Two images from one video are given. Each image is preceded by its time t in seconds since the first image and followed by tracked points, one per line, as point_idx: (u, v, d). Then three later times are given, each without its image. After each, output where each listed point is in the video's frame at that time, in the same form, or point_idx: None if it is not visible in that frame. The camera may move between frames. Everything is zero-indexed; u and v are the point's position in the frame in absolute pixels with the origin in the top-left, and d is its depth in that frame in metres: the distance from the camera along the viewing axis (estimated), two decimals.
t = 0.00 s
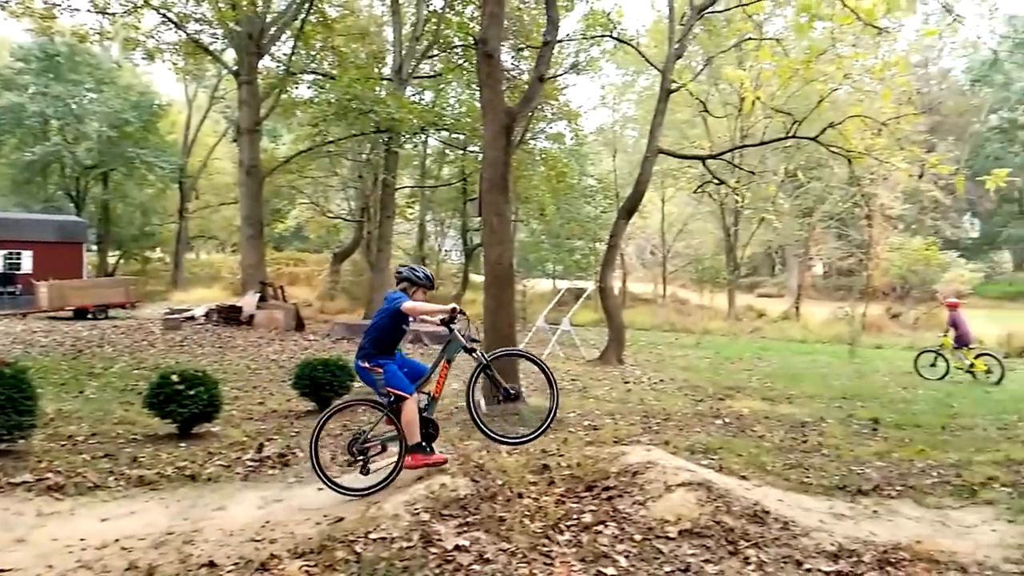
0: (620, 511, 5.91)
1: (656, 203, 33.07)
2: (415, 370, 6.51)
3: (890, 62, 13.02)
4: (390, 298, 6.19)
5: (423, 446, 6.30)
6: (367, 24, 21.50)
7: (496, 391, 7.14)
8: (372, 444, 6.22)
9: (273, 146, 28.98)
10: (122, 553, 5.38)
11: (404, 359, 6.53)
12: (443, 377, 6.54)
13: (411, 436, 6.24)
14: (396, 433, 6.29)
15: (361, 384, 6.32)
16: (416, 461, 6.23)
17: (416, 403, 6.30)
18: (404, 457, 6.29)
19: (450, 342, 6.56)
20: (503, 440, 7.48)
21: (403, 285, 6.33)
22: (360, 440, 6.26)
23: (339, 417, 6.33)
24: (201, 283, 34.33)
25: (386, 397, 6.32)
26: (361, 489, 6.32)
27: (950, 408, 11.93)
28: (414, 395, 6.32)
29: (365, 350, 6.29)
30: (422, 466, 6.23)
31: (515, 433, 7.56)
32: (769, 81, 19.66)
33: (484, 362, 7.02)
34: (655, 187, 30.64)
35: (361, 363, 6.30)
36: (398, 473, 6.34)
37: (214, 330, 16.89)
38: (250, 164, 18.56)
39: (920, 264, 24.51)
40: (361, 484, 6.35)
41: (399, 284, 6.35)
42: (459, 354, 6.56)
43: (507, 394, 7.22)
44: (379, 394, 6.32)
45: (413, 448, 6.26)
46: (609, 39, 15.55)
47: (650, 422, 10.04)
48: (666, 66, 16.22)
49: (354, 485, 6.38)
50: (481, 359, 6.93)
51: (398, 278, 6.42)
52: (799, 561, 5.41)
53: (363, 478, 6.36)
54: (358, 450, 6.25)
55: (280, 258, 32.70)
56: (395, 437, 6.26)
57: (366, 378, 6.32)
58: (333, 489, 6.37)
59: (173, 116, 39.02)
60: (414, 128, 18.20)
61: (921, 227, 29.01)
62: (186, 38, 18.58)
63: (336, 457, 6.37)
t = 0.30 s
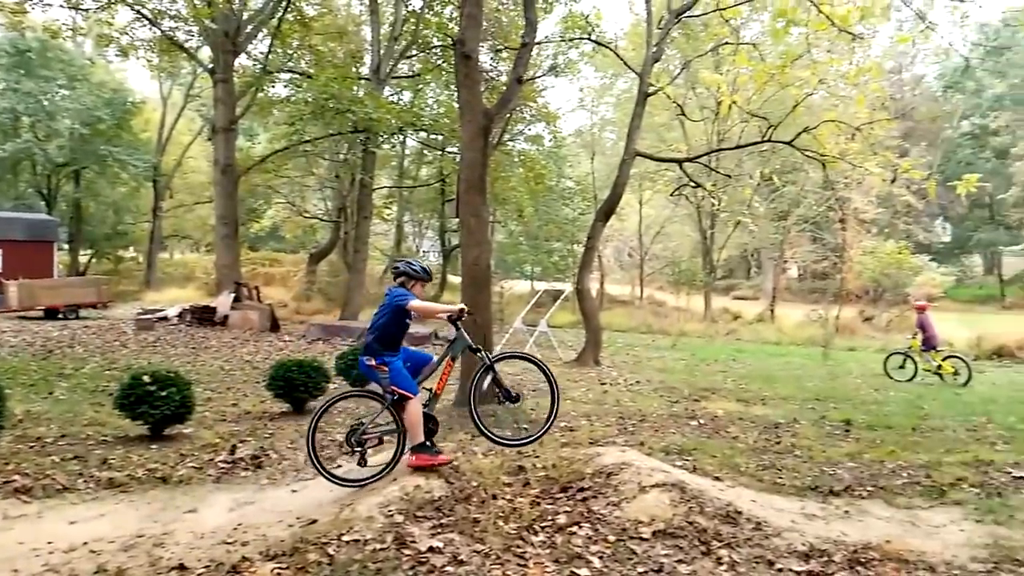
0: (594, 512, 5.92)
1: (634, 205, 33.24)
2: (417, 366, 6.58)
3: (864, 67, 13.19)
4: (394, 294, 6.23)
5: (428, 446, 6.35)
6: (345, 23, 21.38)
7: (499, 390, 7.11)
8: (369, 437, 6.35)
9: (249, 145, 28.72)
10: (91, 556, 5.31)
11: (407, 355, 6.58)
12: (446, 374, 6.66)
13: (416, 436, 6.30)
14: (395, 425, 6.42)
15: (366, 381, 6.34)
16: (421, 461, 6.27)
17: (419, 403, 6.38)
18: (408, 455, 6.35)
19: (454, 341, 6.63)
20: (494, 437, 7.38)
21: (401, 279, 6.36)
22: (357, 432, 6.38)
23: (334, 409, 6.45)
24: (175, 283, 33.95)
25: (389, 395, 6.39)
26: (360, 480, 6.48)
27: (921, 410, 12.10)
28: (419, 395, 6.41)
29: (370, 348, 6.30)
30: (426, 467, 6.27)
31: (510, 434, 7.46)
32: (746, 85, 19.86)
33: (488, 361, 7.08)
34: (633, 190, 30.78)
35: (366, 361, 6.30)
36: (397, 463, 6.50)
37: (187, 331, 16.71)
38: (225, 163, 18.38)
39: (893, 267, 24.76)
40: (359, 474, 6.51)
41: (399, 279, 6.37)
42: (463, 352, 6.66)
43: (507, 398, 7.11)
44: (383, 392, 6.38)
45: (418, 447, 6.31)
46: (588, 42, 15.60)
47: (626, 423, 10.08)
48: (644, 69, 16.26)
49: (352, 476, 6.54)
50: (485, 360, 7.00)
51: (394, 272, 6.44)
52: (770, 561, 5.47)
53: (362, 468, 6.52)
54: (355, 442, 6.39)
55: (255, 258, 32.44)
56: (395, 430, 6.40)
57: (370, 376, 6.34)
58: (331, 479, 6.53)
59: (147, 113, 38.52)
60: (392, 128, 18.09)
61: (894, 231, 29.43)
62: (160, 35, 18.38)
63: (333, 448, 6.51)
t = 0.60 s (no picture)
0: (568, 513, 5.94)
1: (611, 207, 33.40)
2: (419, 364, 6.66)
3: (837, 72, 13.40)
4: (397, 292, 6.29)
5: (428, 442, 6.45)
6: (322, 23, 21.25)
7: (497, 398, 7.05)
8: (363, 430, 6.45)
9: (223, 144, 28.43)
10: (58, 561, 5.22)
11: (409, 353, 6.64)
12: (446, 374, 6.74)
13: (418, 430, 6.38)
14: (390, 421, 6.51)
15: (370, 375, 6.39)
16: (420, 458, 6.38)
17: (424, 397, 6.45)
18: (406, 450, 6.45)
19: (456, 344, 6.73)
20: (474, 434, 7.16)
21: (402, 276, 6.41)
22: (351, 424, 6.47)
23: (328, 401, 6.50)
24: (146, 284, 33.49)
25: (393, 389, 6.45)
26: (351, 473, 6.56)
27: (891, 410, 12.29)
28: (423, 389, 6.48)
29: (374, 343, 6.35)
30: (424, 463, 6.39)
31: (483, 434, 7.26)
32: (721, 88, 20.06)
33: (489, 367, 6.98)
34: (609, 192, 30.94)
35: (370, 355, 6.35)
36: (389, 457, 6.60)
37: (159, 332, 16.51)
38: (198, 162, 18.21)
39: (864, 270, 25.10)
40: (350, 467, 6.59)
41: (401, 277, 6.43)
42: (465, 354, 6.74)
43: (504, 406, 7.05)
44: (386, 386, 6.43)
45: (418, 443, 6.40)
46: (565, 45, 15.66)
47: (601, 424, 10.12)
48: (620, 72, 16.36)
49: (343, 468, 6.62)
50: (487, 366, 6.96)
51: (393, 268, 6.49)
52: (742, 561, 5.51)
53: (353, 460, 6.60)
54: (349, 433, 6.48)
55: (229, 258, 32.12)
56: (390, 426, 6.48)
57: (374, 370, 6.40)
58: (321, 469, 6.62)
59: (118, 112, 38.00)
60: (368, 128, 18.01)
61: (866, 234, 29.87)
62: (132, 33, 18.18)
63: (326, 439, 6.58)
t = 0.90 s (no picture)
0: (544, 514, 5.95)
1: (590, 209, 33.50)
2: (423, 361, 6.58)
3: (813, 77, 13.56)
4: (407, 287, 6.24)
5: (427, 433, 6.42)
6: (301, 21, 21.08)
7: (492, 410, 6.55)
8: (356, 421, 6.45)
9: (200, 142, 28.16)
10: (26, 564, 5.13)
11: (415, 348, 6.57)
12: (448, 378, 6.80)
13: (418, 420, 6.36)
14: (383, 417, 6.50)
15: (374, 366, 6.32)
16: (419, 448, 6.36)
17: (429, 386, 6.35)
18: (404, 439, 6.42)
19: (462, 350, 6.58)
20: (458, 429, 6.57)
21: (410, 271, 6.40)
22: (346, 413, 6.48)
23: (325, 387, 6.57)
24: (120, 283, 33.09)
25: (398, 380, 6.34)
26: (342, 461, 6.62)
27: (865, 412, 12.45)
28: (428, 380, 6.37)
29: (379, 333, 6.29)
30: (421, 452, 6.38)
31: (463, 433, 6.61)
32: (699, 92, 20.23)
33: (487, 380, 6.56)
34: (589, 193, 31.04)
35: (374, 345, 6.29)
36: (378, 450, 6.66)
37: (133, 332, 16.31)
38: (174, 161, 18.03)
39: (840, 273, 25.39)
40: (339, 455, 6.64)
41: (410, 273, 6.39)
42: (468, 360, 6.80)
43: (496, 419, 6.55)
44: (391, 376, 6.34)
45: (417, 432, 6.36)
46: (545, 46, 15.65)
47: (579, 425, 10.14)
48: (600, 75, 16.41)
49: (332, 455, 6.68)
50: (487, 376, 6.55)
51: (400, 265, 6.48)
52: (716, 561, 5.55)
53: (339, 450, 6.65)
54: (342, 422, 6.48)
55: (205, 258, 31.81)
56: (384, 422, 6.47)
57: (378, 361, 6.33)
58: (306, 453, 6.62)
59: (93, 109, 37.50)
60: (347, 128, 17.93)
61: (842, 237, 30.22)
62: (107, 29, 17.96)
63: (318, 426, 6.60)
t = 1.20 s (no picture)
0: (520, 515, 5.96)
1: (570, 211, 33.58)
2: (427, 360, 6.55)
3: (792, 82, 13.67)
4: (420, 285, 6.27)
5: (426, 425, 6.32)
6: (280, 18, 20.89)
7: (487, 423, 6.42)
8: (350, 415, 6.52)
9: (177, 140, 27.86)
10: None
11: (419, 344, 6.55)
12: (446, 387, 6.42)
13: (419, 410, 6.26)
14: (378, 415, 6.53)
15: (379, 359, 6.26)
16: (416, 437, 6.25)
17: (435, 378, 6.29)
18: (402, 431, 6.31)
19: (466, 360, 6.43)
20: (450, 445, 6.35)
21: (419, 269, 6.41)
22: (341, 406, 6.57)
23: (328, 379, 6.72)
24: (94, 283, 32.67)
25: (403, 372, 6.30)
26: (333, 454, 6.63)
27: (840, 413, 12.57)
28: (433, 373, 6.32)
29: (387, 325, 6.27)
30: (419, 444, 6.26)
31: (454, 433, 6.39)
32: (679, 95, 20.35)
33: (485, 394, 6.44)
34: (569, 195, 31.12)
35: (380, 336, 6.26)
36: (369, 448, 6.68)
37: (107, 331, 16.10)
38: (150, 159, 17.84)
39: (817, 276, 25.64)
40: (330, 447, 6.67)
41: (422, 271, 6.42)
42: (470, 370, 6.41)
43: (489, 436, 6.41)
44: (395, 368, 6.29)
45: (418, 422, 6.28)
46: (526, 47, 15.62)
47: (557, 427, 10.15)
48: (581, 77, 16.43)
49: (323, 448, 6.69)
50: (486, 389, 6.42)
51: (410, 262, 6.48)
52: (692, 561, 5.58)
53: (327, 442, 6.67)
54: (338, 415, 6.56)
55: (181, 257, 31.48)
56: (376, 420, 6.50)
57: (383, 353, 6.28)
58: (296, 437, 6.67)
59: (68, 105, 36.96)
60: (326, 127, 17.83)
61: (819, 241, 30.53)
62: (83, 24, 17.72)
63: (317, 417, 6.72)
